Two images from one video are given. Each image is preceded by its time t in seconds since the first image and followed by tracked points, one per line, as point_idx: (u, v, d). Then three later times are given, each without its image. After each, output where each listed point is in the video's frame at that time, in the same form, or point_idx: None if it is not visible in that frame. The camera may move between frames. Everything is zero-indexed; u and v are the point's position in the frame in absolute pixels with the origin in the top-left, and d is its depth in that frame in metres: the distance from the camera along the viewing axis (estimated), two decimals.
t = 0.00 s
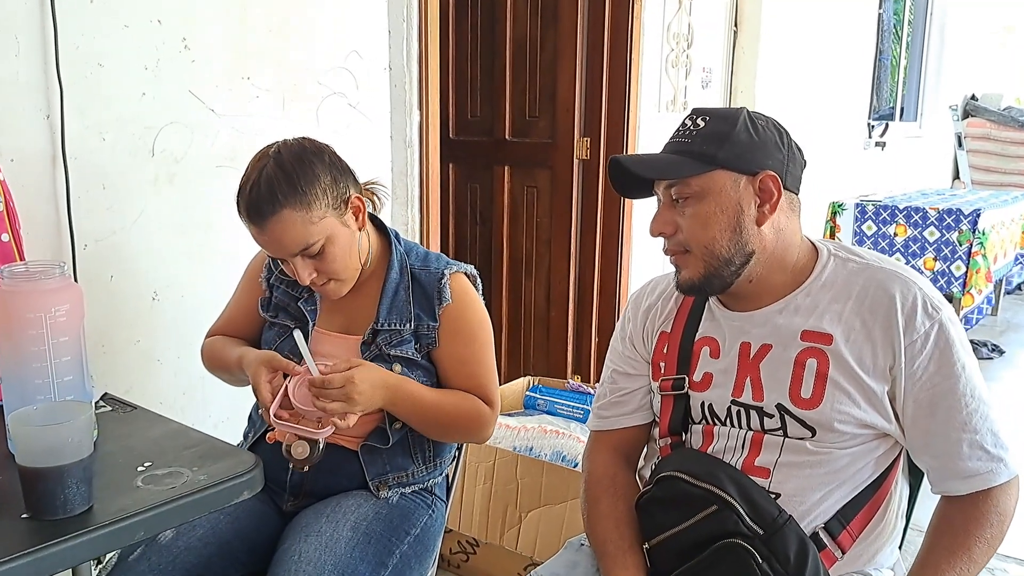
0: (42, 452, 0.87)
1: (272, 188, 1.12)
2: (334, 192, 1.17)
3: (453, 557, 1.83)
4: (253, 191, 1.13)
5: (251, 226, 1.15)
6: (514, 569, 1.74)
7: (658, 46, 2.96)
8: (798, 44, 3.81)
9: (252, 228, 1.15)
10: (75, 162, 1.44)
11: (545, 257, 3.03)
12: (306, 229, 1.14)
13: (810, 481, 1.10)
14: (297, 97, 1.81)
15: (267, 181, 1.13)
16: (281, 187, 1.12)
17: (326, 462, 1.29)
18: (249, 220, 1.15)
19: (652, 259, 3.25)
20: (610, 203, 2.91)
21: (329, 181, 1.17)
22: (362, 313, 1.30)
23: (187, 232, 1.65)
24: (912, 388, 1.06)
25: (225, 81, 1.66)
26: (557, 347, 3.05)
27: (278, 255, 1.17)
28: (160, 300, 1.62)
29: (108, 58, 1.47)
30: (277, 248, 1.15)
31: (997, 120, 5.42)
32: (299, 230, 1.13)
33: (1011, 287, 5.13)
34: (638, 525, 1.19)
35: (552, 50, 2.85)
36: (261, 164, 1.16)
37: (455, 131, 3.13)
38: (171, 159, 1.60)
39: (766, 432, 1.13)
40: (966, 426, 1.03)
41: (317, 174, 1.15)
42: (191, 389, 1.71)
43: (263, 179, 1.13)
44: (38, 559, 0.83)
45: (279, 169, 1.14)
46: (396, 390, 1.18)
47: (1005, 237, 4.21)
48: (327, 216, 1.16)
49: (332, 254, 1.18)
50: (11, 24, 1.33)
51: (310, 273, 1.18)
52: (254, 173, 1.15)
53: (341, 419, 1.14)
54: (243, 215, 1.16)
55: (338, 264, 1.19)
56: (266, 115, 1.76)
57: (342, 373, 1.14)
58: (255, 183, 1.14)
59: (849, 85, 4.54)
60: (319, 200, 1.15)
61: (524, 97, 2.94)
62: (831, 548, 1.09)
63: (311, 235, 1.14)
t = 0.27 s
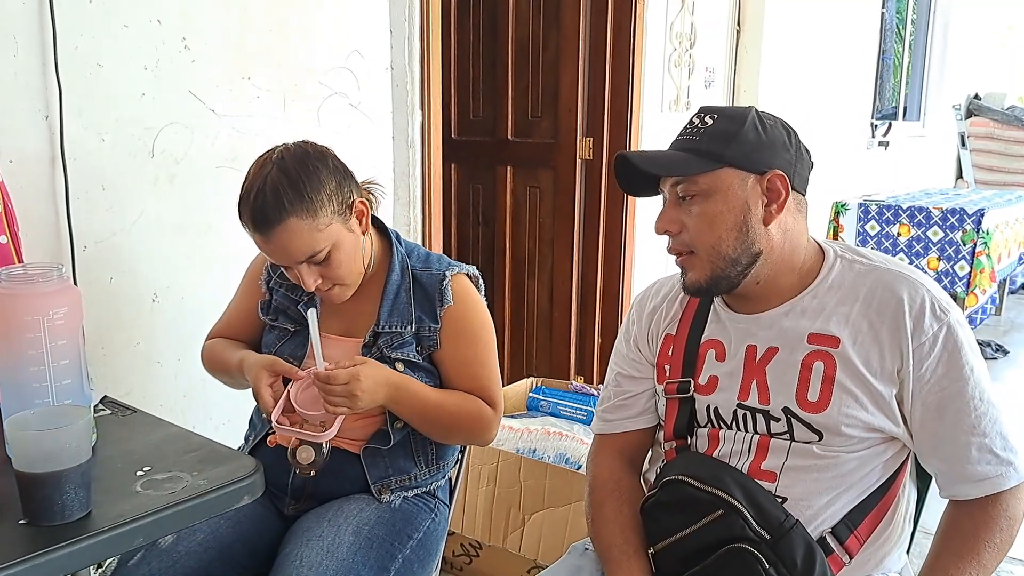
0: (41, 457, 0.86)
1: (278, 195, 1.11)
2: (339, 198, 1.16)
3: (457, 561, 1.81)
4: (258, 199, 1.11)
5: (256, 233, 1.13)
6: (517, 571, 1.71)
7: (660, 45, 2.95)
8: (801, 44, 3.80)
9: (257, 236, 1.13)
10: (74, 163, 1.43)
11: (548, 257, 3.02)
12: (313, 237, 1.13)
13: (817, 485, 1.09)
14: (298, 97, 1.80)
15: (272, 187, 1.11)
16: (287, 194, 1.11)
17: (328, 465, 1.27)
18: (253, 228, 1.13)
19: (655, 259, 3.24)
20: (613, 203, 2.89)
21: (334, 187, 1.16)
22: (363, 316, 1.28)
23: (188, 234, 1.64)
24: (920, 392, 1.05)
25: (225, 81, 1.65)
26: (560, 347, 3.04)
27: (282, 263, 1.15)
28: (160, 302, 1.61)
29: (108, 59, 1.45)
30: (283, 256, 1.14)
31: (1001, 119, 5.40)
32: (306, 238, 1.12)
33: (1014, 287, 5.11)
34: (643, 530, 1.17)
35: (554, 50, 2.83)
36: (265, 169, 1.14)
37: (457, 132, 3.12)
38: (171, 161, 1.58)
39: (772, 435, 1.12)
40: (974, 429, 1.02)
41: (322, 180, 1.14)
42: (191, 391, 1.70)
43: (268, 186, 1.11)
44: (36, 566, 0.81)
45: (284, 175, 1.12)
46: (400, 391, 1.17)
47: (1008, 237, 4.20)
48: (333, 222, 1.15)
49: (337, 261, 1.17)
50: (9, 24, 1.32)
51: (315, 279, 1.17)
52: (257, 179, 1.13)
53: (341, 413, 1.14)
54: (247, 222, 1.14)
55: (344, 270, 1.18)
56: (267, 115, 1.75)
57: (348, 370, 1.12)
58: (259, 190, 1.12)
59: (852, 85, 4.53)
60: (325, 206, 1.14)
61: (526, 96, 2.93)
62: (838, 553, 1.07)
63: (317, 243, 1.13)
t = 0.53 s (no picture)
0: (40, 462, 0.85)
1: (278, 204, 1.09)
2: (340, 204, 1.14)
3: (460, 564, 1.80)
4: (258, 207, 1.09)
5: (257, 241, 1.12)
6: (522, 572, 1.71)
7: (664, 46, 2.94)
8: (804, 44, 3.79)
9: (259, 244, 1.12)
10: (75, 164, 1.42)
11: (551, 258, 3.00)
12: (315, 245, 1.11)
13: (828, 489, 1.08)
14: (300, 97, 1.79)
15: (273, 196, 1.09)
16: (288, 203, 1.09)
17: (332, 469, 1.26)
18: (254, 237, 1.12)
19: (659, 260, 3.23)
20: (617, 204, 2.87)
21: (336, 194, 1.14)
22: (366, 318, 1.27)
23: (190, 234, 1.63)
24: (933, 395, 1.03)
25: (227, 81, 1.64)
26: (563, 349, 3.02)
27: (284, 270, 1.14)
28: (162, 304, 1.60)
29: (108, 59, 1.44)
30: (285, 264, 1.12)
31: (1004, 120, 5.39)
32: (308, 246, 1.11)
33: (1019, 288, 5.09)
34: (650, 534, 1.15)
35: (557, 50, 2.82)
36: (265, 176, 1.12)
37: (461, 133, 3.11)
38: (172, 161, 1.57)
39: (783, 439, 1.10)
40: (988, 433, 1.00)
41: (323, 187, 1.12)
42: (193, 393, 1.69)
43: (269, 195, 1.09)
44: (34, 572, 0.80)
45: (284, 182, 1.10)
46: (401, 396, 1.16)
47: (1013, 238, 4.18)
48: (335, 229, 1.13)
49: (340, 267, 1.16)
50: (8, 23, 1.31)
51: (318, 286, 1.16)
52: (257, 186, 1.11)
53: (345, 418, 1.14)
54: (248, 230, 1.12)
55: (347, 276, 1.17)
56: (269, 115, 1.73)
57: (348, 381, 1.11)
58: (260, 198, 1.10)
59: (856, 86, 4.51)
60: (327, 214, 1.12)
61: (529, 97, 2.91)
62: (849, 557, 1.06)
63: (319, 251, 1.12)
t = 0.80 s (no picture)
0: (46, 464, 0.84)
1: (284, 217, 1.07)
2: (346, 214, 1.13)
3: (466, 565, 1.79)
4: (264, 221, 1.08)
5: (263, 253, 1.11)
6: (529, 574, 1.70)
7: (668, 45, 2.93)
8: (808, 45, 3.78)
9: (264, 256, 1.11)
10: (79, 164, 1.41)
11: (555, 259, 2.99)
12: (321, 257, 1.10)
13: (840, 491, 1.07)
14: (305, 97, 1.78)
15: (278, 208, 1.07)
16: (294, 215, 1.07)
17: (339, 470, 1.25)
18: (260, 248, 1.10)
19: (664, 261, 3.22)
20: (621, 205, 2.86)
21: (341, 204, 1.12)
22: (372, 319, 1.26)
23: (194, 235, 1.62)
24: (948, 398, 1.02)
25: (231, 81, 1.63)
26: (567, 350, 3.02)
27: (291, 281, 1.13)
28: (166, 305, 1.59)
29: (113, 58, 1.43)
30: (292, 275, 1.11)
31: (1008, 121, 5.38)
32: (314, 259, 1.10)
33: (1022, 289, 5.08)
34: (660, 536, 1.15)
35: (562, 51, 2.81)
36: (269, 188, 1.10)
37: (464, 133, 3.10)
38: (176, 161, 1.56)
39: (796, 441, 1.09)
40: (1003, 437, 0.99)
41: (329, 199, 1.10)
42: (198, 394, 1.68)
43: (274, 207, 1.07)
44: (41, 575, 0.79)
45: (289, 194, 1.08)
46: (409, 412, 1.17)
47: (1017, 239, 4.17)
48: (341, 240, 1.12)
49: (346, 277, 1.15)
50: (12, 22, 1.30)
51: (324, 295, 1.15)
52: (261, 198, 1.09)
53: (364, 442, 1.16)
54: (253, 242, 1.11)
55: (353, 285, 1.17)
56: (274, 115, 1.72)
57: (351, 414, 1.11)
58: (265, 211, 1.08)
59: (859, 86, 4.50)
60: (333, 226, 1.10)
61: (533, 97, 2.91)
62: (861, 560, 1.05)
63: (326, 262, 1.11)
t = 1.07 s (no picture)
0: (54, 460, 0.84)
1: (292, 223, 1.07)
2: (353, 218, 1.13)
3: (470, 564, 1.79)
4: (271, 227, 1.08)
5: (269, 259, 1.11)
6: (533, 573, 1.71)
7: (671, 44, 2.93)
8: (811, 44, 3.78)
9: (270, 261, 1.11)
10: (84, 162, 1.41)
11: (558, 258, 2.99)
12: (328, 262, 1.10)
13: (847, 489, 1.07)
14: (309, 96, 1.78)
15: (285, 214, 1.07)
16: (301, 221, 1.07)
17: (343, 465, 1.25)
18: (266, 254, 1.11)
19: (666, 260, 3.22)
20: (624, 203, 2.86)
21: (348, 209, 1.12)
22: (376, 317, 1.26)
23: (199, 233, 1.62)
24: (957, 396, 1.03)
25: (236, 79, 1.63)
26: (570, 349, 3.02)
27: (297, 286, 1.13)
28: (171, 303, 1.59)
29: (117, 56, 1.44)
30: (298, 280, 1.11)
31: (1009, 120, 5.38)
32: (321, 264, 1.10)
33: None
34: (666, 533, 1.14)
35: (564, 50, 2.81)
36: (275, 193, 1.10)
37: (466, 132, 3.10)
38: (181, 159, 1.56)
39: (804, 440, 1.09)
40: (1011, 434, 1.00)
41: (336, 205, 1.10)
42: (202, 393, 1.68)
43: (281, 213, 1.07)
44: (49, 571, 0.79)
45: (296, 200, 1.08)
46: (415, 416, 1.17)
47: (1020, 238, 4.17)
48: (348, 245, 1.12)
49: (353, 281, 1.15)
50: (18, 20, 1.30)
51: (329, 299, 1.15)
52: (268, 204, 1.09)
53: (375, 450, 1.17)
54: (260, 247, 1.11)
55: (359, 289, 1.17)
56: (278, 113, 1.73)
57: (358, 429, 1.11)
58: (272, 217, 1.08)
59: (861, 86, 4.50)
60: (340, 231, 1.11)
61: (536, 96, 2.91)
62: (868, 557, 1.05)
63: (332, 267, 1.11)
